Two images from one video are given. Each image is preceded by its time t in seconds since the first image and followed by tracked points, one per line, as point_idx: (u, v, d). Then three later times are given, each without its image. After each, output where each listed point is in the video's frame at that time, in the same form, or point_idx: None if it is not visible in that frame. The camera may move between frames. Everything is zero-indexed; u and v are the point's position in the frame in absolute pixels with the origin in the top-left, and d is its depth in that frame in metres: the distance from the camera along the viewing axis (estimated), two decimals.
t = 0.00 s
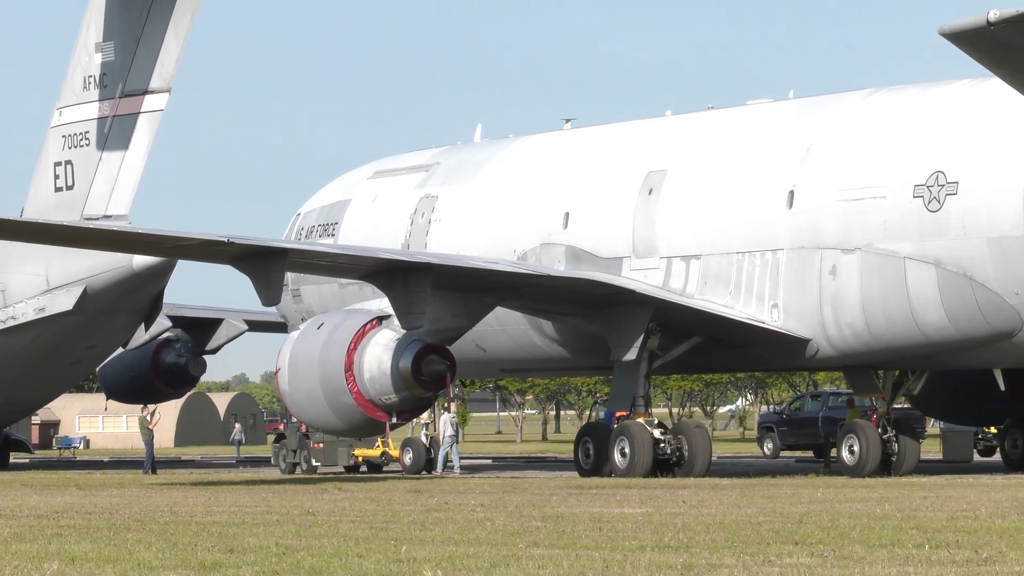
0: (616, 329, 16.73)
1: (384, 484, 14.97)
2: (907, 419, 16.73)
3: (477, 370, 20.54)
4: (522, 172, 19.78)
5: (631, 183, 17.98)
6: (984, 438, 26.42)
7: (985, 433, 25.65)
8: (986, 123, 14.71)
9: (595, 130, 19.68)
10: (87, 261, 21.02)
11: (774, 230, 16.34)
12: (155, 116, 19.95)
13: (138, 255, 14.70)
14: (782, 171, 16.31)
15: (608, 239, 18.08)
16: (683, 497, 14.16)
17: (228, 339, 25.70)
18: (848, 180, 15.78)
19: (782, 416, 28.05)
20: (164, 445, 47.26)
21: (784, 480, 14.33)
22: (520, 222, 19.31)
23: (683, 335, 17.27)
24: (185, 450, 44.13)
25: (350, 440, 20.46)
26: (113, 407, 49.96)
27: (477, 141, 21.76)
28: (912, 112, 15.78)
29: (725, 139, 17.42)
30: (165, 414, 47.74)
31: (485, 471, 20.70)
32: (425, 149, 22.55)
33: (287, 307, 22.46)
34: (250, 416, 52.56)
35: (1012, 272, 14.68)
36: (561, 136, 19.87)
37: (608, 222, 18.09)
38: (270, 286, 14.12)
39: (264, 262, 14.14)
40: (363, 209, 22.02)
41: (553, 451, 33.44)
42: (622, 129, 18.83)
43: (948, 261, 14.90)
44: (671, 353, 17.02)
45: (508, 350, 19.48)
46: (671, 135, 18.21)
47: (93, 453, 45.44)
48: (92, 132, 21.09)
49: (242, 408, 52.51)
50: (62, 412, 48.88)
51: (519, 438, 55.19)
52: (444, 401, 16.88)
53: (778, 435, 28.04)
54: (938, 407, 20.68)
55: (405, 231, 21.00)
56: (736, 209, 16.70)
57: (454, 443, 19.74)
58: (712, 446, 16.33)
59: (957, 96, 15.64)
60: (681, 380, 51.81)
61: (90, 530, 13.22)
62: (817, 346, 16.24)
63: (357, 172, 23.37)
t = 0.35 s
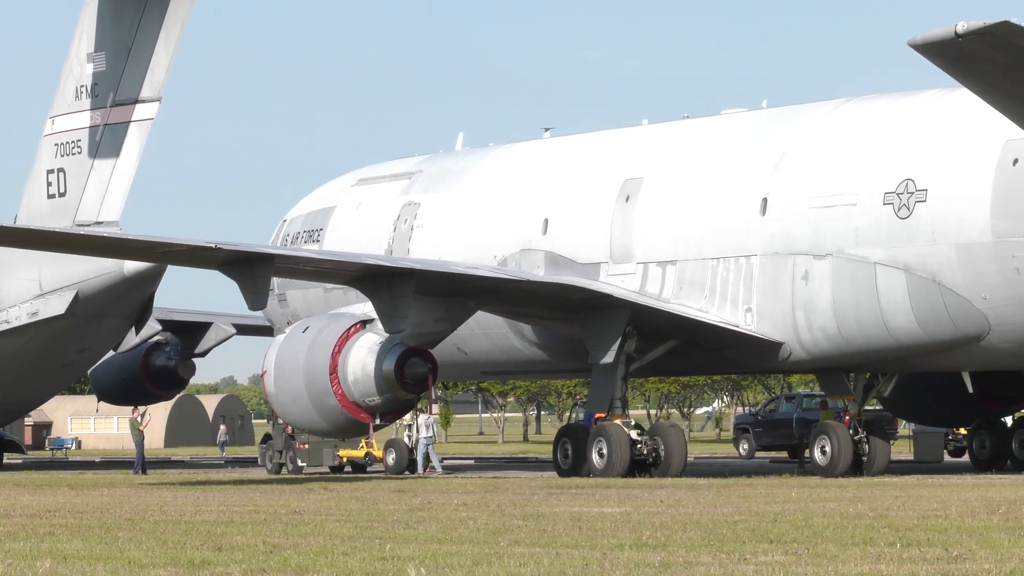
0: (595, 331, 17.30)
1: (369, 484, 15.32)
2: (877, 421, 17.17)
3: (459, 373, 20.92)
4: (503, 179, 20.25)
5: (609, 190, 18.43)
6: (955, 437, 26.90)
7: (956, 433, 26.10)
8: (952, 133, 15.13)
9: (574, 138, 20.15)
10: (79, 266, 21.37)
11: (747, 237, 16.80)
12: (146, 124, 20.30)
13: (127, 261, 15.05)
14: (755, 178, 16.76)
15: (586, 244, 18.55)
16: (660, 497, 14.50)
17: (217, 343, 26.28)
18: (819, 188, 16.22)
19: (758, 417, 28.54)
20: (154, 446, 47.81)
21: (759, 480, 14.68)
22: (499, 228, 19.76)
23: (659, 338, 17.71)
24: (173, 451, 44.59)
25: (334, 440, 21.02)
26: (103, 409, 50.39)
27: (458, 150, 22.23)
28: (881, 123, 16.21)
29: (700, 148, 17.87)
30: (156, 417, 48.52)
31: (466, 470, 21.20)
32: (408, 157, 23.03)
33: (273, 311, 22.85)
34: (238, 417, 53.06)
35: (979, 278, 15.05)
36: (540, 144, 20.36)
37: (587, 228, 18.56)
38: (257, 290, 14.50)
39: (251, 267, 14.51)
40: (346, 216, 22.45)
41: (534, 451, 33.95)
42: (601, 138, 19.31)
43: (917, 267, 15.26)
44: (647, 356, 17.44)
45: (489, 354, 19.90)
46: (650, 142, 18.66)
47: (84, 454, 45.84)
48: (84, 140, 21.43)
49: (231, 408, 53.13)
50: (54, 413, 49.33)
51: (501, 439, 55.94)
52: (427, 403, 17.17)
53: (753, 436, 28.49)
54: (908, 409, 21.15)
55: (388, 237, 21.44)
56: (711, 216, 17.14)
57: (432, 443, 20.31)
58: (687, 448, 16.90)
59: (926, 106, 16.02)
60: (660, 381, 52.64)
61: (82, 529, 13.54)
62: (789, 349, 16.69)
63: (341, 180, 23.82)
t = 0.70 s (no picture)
0: (573, 335, 17.71)
1: (355, 485, 15.68)
2: (847, 422, 17.68)
3: (442, 377, 21.37)
4: (485, 187, 20.81)
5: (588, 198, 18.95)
6: (924, 439, 27.45)
7: (926, 435, 26.63)
8: (919, 144, 15.66)
9: (554, 147, 20.68)
10: (72, 271, 21.74)
11: (720, 243, 17.35)
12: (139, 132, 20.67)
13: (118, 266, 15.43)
14: (729, 187, 17.31)
15: (565, 251, 19.11)
16: (638, 497, 14.86)
17: (205, 346, 26.50)
18: (792, 197, 16.73)
19: (733, 420, 29.21)
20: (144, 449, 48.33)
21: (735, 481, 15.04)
22: (480, 235, 20.31)
23: (636, 342, 18.19)
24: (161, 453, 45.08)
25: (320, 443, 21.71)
26: (94, 412, 50.83)
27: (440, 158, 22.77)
28: (848, 133, 16.75)
29: (675, 158, 18.42)
30: (146, 419, 48.97)
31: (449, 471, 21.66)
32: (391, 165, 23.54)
33: (260, 315, 23.33)
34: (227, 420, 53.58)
35: (948, 284, 15.54)
36: (521, 153, 20.92)
37: (566, 235, 19.11)
38: (244, 294, 14.90)
39: (238, 273, 14.91)
40: (330, 222, 22.93)
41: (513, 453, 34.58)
42: (580, 147, 19.86)
43: (887, 272, 15.79)
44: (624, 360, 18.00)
45: (470, 358, 20.30)
46: (630, 151, 19.16)
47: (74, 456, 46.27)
48: (76, 148, 21.80)
49: (220, 411, 53.71)
50: (47, 416, 49.86)
51: (483, 441, 56.69)
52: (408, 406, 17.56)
53: (728, 437, 29.20)
54: (880, 413, 21.71)
55: (370, 243, 21.94)
56: (686, 223, 17.69)
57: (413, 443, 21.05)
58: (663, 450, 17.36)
59: (895, 116, 16.52)
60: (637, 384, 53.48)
61: (74, 528, 13.89)
62: (762, 352, 17.21)
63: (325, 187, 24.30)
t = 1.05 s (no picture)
0: (552, 344, 18.17)
1: (341, 489, 16.07)
2: (819, 429, 18.19)
3: (425, 385, 21.85)
4: (466, 200, 21.29)
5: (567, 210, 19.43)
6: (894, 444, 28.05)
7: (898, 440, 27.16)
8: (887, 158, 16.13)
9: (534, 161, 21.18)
10: (66, 281, 22.14)
11: (694, 255, 17.84)
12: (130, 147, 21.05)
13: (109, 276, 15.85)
14: (703, 200, 17.79)
15: (544, 262, 19.60)
16: (617, 502, 15.25)
17: (196, 354, 26.97)
18: (764, 210, 17.21)
19: (710, 425, 29.81)
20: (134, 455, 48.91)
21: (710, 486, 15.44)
22: (461, 246, 20.81)
23: (614, 351, 18.64)
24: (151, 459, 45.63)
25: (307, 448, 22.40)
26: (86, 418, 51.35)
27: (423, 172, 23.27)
28: (817, 149, 17.26)
29: (650, 172, 18.94)
30: (138, 426, 49.55)
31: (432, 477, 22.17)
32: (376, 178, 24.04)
33: (247, 325, 23.80)
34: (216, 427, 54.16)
35: (916, 294, 15.99)
36: (501, 167, 21.42)
37: (545, 246, 19.60)
38: (232, 304, 15.32)
39: (226, 284, 15.34)
40: (316, 234, 23.42)
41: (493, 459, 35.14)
42: (559, 161, 20.35)
43: (857, 282, 16.23)
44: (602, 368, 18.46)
45: (452, 366, 20.77)
46: (607, 165, 19.66)
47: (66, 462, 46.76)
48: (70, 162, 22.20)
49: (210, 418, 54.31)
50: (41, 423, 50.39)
51: (466, 448, 57.39)
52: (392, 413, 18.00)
53: (704, 443, 29.78)
54: (852, 420, 22.24)
55: (354, 254, 22.45)
56: (662, 235, 18.18)
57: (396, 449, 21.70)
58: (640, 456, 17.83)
59: (865, 131, 16.97)
60: (616, 392, 54.25)
61: (67, 532, 14.27)
62: (736, 360, 17.67)
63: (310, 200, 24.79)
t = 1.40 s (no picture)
0: (534, 351, 18.56)
1: (329, 493, 16.50)
2: (794, 433, 18.66)
3: (413, 391, 22.31)
4: (451, 211, 21.75)
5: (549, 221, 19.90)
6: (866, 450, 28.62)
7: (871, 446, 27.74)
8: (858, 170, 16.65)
9: (517, 174, 21.66)
10: (63, 288, 22.55)
11: (672, 265, 18.32)
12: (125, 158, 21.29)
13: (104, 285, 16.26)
14: (680, 212, 18.28)
15: (526, 272, 20.06)
16: (598, 505, 15.67)
17: (188, 361, 27.40)
18: (738, 221, 17.71)
19: (687, 430, 30.35)
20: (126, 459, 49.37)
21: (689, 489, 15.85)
22: (446, 256, 21.27)
23: (595, 358, 19.09)
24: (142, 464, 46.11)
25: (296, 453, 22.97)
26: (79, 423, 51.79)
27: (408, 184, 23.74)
28: (789, 163, 17.77)
29: (629, 184, 19.44)
30: (132, 431, 50.03)
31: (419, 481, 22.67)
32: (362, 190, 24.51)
33: (238, 333, 24.31)
34: (205, 432, 54.62)
35: (888, 302, 16.45)
36: (485, 179, 21.89)
37: (528, 256, 20.07)
38: (223, 313, 15.75)
39: (218, 293, 15.77)
40: (304, 244, 23.89)
41: (472, 465, 35.64)
42: (541, 174, 20.83)
43: (830, 291, 16.70)
44: (581, 376, 19.07)
45: (437, 372, 21.23)
46: (587, 178, 20.16)
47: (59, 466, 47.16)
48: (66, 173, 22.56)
49: (199, 423, 54.78)
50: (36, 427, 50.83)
51: (450, 452, 57.96)
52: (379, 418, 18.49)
53: (683, 447, 30.30)
54: (825, 426, 22.69)
55: (343, 263, 22.90)
56: (641, 245, 18.67)
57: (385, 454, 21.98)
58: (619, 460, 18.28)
59: (837, 146, 17.48)
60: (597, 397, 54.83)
61: (63, 534, 14.66)
62: (713, 366, 18.14)
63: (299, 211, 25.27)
